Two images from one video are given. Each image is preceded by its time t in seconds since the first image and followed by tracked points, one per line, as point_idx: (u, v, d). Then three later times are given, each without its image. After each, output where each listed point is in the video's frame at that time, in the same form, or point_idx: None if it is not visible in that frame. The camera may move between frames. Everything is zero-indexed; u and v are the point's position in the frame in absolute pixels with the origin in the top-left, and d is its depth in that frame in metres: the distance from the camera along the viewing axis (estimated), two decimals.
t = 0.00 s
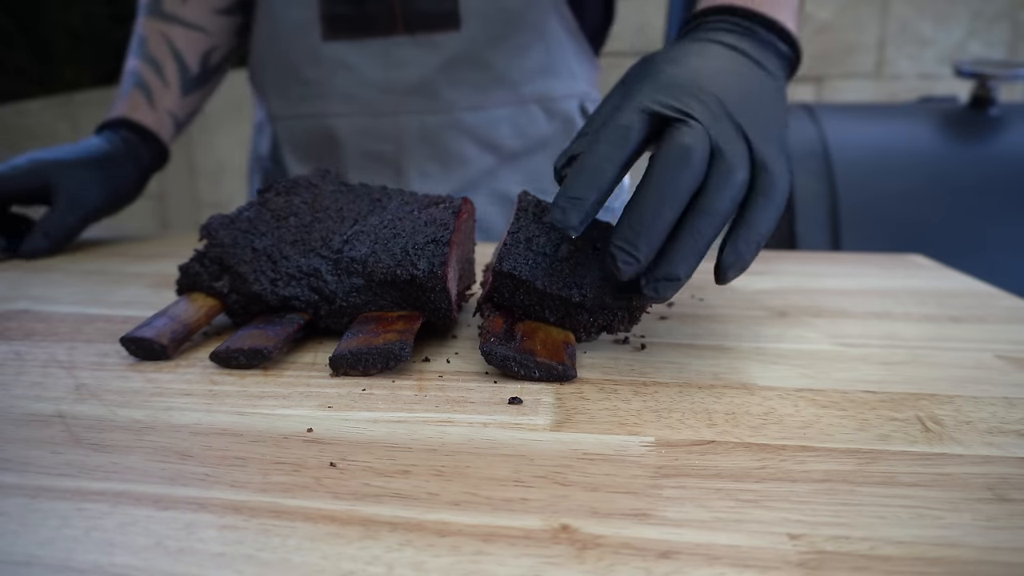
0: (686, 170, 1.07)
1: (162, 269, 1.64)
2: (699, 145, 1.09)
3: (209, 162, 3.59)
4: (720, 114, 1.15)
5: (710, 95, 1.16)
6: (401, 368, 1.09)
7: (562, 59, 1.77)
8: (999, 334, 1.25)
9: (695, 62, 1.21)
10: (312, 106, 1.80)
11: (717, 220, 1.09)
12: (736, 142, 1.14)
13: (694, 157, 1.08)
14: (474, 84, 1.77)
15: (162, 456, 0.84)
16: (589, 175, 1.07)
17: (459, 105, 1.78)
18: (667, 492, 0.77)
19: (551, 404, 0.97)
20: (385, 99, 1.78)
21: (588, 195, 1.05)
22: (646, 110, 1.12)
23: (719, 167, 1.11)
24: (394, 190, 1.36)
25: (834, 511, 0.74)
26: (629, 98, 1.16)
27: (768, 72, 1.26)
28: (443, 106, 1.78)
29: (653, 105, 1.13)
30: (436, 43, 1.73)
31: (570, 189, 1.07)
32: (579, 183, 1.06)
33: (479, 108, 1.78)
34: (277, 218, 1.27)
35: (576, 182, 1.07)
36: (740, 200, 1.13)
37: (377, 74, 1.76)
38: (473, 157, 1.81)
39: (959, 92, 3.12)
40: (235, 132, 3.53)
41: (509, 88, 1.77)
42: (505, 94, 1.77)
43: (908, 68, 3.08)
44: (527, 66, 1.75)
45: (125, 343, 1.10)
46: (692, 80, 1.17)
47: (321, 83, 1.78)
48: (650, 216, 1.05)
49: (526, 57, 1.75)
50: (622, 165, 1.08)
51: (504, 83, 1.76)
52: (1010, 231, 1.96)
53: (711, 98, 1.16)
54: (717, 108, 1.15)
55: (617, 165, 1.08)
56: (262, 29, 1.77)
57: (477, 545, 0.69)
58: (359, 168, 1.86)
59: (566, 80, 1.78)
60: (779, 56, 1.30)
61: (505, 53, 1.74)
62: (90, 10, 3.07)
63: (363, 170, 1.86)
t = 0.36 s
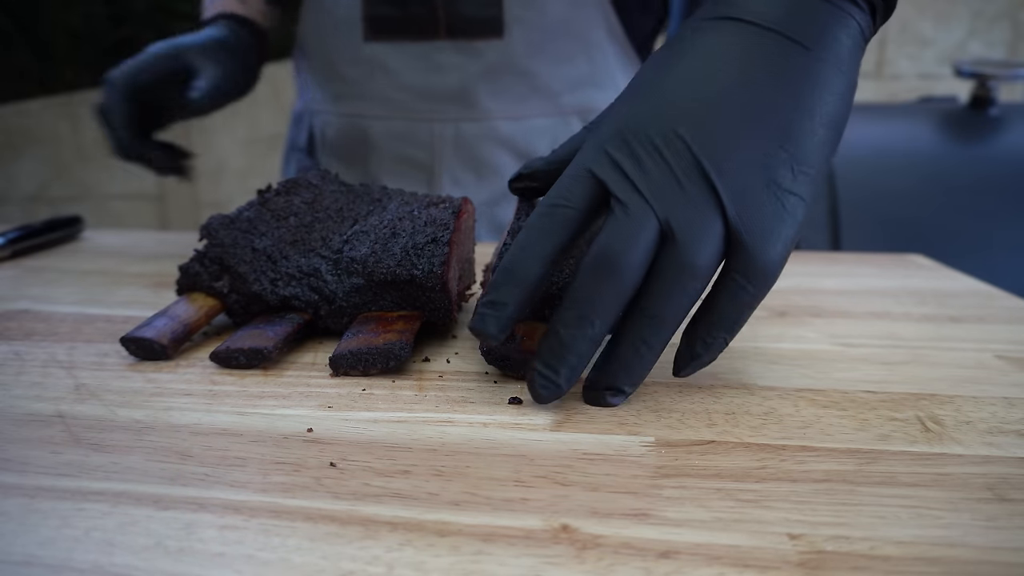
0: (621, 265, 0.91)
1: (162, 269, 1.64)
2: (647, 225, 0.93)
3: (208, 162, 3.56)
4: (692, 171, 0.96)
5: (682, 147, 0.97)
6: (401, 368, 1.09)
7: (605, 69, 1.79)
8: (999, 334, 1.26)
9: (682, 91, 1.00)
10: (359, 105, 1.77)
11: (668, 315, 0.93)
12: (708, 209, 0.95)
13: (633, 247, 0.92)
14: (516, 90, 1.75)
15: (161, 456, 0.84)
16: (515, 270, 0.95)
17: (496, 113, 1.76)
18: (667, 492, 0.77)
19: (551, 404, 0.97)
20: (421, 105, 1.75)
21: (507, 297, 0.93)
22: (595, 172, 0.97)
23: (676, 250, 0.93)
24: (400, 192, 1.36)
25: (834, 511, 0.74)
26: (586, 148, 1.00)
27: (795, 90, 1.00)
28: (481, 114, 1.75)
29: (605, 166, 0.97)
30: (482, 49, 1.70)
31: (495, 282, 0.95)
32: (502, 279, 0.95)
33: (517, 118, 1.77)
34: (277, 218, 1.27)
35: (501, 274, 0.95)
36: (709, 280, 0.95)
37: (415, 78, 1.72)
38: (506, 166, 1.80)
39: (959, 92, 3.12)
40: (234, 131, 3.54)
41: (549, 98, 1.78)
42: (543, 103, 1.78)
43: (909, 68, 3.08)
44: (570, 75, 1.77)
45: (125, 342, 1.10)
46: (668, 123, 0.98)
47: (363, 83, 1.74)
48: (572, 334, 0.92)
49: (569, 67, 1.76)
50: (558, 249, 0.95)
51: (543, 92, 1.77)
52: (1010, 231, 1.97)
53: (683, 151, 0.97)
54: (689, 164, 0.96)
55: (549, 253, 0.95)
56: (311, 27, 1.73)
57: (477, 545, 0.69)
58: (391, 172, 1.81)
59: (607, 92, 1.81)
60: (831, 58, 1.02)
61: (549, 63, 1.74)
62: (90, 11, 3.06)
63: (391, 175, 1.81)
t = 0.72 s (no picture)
0: (584, 282, 0.93)
1: (162, 269, 1.64)
2: (607, 241, 0.94)
3: (209, 163, 3.62)
4: (657, 186, 0.96)
5: (648, 162, 0.97)
6: (401, 368, 1.09)
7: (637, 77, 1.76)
8: (999, 334, 1.26)
9: (653, 103, 1.00)
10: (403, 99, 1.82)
11: (634, 327, 0.95)
12: (672, 225, 0.95)
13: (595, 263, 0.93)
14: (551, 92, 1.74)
15: (162, 457, 0.84)
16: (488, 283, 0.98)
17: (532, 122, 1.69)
18: (667, 493, 0.77)
19: (551, 404, 0.97)
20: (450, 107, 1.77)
21: (481, 310, 0.97)
22: (563, 187, 0.97)
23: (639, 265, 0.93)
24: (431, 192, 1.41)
25: (834, 511, 0.74)
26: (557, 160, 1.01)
27: (766, 102, 0.98)
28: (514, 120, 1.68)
29: (573, 179, 0.98)
30: (522, 49, 1.71)
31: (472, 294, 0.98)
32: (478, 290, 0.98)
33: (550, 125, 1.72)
34: (277, 218, 1.27)
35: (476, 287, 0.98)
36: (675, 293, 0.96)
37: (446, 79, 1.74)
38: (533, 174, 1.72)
39: (959, 92, 3.12)
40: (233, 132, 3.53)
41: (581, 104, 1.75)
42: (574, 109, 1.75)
43: (909, 68, 3.08)
44: (602, 81, 1.75)
45: (125, 342, 1.10)
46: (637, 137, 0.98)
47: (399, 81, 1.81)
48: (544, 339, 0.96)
49: (600, 71, 1.75)
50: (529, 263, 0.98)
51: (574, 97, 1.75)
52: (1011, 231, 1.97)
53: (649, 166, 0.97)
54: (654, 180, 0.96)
55: (521, 267, 0.97)
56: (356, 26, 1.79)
57: (477, 545, 0.69)
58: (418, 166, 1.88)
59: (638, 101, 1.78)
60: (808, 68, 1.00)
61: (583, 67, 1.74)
62: (90, 11, 3.09)
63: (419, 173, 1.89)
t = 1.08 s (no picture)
0: (595, 284, 0.93)
1: (162, 269, 1.64)
2: (621, 244, 0.94)
3: (208, 163, 3.63)
4: (668, 190, 0.96)
5: (658, 165, 0.97)
6: (401, 368, 1.09)
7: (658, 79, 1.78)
8: (999, 334, 1.26)
9: (664, 106, 1.00)
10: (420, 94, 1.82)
11: (641, 329, 0.95)
12: (683, 230, 0.94)
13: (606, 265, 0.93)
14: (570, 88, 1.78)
15: (161, 457, 0.84)
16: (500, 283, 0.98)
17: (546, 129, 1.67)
18: (667, 492, 0.77)
19: (551, 404, 0.97)
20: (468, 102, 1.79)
21: (493, 311, 0.97)
22: (574, 187, 0.97)
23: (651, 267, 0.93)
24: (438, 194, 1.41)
25: (834, 511, 0.74)
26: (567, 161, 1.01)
27: (774, 111, 0.99)
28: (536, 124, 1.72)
29: (584, 181, 0.98)
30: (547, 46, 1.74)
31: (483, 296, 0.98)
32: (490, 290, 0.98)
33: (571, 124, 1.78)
34: (277, 218, 1.27)
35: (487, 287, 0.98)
36: (684, 297, 0.96)
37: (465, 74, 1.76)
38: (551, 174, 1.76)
39: (959, 92, 3.12)
40: (232, 132, 3.54)
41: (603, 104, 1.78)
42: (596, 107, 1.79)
43: (909, 68, 3.08)
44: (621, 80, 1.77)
45: (125, 342, 1.10)
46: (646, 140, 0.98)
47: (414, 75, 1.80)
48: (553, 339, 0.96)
49: (621, 72, 1.77)
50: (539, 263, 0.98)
51: (596, 97, 1.78)
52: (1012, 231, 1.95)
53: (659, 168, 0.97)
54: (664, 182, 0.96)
55: (533, 268, 0.97)
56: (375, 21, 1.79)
57: (477, 545, 0.69)
58: (432, 160, 1.90)
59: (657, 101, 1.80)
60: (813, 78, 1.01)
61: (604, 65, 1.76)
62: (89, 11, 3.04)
63: (435, 165, 1.90)
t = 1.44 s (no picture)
0: (616, 306, 0.90)
1: (163, 269, 1.64)
2: (644, 268, 0.91)
3: (208, 163, 3.64)
4: (682, 213, 0.95)
5: (672, 186, 0.96)
6: (401, 368, 1.09)
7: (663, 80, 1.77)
8: (999, 334, 1.26)
9: (677, 124, 0.97)
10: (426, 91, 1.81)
11: (648, 343, 0.98)
12: (696, 256, 0.95)
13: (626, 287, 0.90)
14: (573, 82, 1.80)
15: (161, 456, 0.84)
16: (510, 303, 0.97)
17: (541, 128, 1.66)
18: (667, 492, 0.77)
19: (551, 404, 0.97)
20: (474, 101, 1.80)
21: (506, 333, 0.97)
22: (587, 207, 0.95)
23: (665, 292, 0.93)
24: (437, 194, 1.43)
25: (834, 511, 0.74)
26: (573, 176, 0.97)
27: (784, 137, 0.99)
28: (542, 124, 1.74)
29: (595, 199, 0.95)
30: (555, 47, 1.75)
31: (493, 320, 0.98)
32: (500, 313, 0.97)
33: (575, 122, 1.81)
34: (277, 218, 1.27)
35: (497, 308, 0.97)
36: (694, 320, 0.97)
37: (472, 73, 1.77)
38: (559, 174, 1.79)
39: (960, 92, 3.12)
40: (232, 133, 3.54)
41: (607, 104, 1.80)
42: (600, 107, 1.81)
43: (909, 68, 3.08)
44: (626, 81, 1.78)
45: (125, 342, 1.10)
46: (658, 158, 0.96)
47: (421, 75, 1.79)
48: (570, 360, 0.95)
49: (627, 72, 1.77)
50: (547, 281, 0.96)
51: (601, 97, 1.79)
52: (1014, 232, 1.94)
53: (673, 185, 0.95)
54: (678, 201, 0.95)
55: (544, 286, 0.96)
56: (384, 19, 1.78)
57: (477, 545, 0.69)
58: (439, 159, 1.90)
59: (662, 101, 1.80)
60: (815, 95, 1.01)
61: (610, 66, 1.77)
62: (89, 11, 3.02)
63: (441, 164, 1.91)
